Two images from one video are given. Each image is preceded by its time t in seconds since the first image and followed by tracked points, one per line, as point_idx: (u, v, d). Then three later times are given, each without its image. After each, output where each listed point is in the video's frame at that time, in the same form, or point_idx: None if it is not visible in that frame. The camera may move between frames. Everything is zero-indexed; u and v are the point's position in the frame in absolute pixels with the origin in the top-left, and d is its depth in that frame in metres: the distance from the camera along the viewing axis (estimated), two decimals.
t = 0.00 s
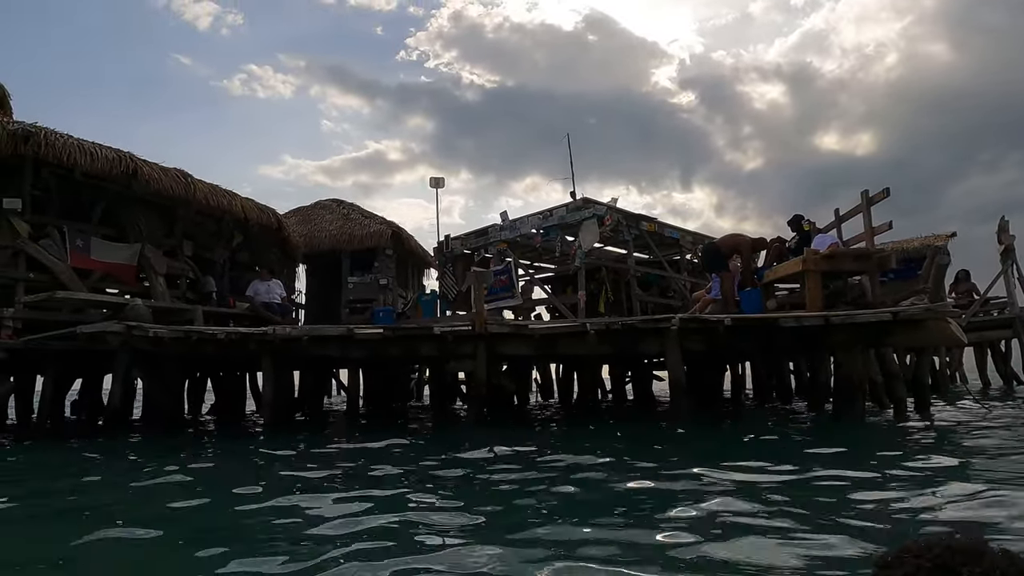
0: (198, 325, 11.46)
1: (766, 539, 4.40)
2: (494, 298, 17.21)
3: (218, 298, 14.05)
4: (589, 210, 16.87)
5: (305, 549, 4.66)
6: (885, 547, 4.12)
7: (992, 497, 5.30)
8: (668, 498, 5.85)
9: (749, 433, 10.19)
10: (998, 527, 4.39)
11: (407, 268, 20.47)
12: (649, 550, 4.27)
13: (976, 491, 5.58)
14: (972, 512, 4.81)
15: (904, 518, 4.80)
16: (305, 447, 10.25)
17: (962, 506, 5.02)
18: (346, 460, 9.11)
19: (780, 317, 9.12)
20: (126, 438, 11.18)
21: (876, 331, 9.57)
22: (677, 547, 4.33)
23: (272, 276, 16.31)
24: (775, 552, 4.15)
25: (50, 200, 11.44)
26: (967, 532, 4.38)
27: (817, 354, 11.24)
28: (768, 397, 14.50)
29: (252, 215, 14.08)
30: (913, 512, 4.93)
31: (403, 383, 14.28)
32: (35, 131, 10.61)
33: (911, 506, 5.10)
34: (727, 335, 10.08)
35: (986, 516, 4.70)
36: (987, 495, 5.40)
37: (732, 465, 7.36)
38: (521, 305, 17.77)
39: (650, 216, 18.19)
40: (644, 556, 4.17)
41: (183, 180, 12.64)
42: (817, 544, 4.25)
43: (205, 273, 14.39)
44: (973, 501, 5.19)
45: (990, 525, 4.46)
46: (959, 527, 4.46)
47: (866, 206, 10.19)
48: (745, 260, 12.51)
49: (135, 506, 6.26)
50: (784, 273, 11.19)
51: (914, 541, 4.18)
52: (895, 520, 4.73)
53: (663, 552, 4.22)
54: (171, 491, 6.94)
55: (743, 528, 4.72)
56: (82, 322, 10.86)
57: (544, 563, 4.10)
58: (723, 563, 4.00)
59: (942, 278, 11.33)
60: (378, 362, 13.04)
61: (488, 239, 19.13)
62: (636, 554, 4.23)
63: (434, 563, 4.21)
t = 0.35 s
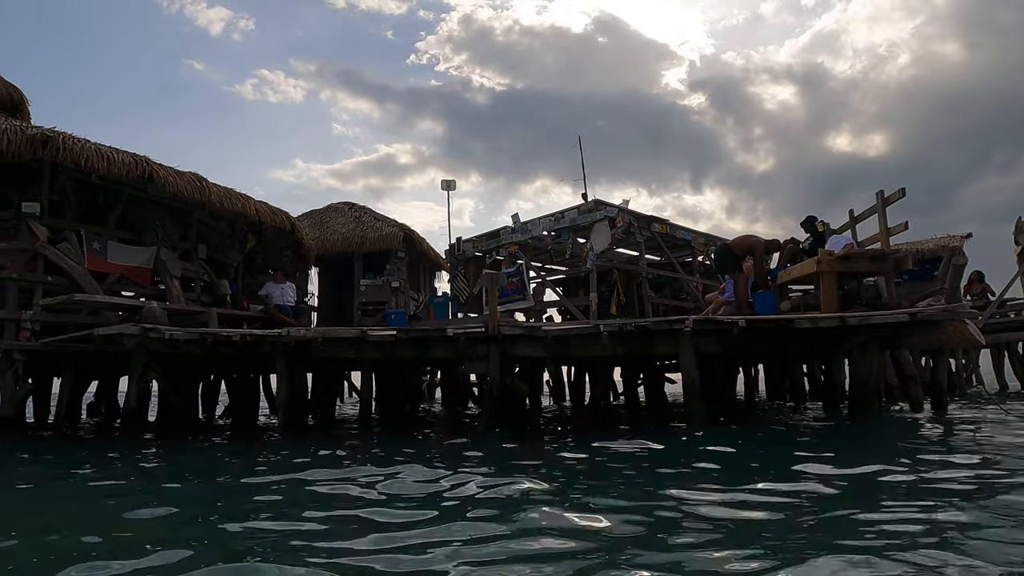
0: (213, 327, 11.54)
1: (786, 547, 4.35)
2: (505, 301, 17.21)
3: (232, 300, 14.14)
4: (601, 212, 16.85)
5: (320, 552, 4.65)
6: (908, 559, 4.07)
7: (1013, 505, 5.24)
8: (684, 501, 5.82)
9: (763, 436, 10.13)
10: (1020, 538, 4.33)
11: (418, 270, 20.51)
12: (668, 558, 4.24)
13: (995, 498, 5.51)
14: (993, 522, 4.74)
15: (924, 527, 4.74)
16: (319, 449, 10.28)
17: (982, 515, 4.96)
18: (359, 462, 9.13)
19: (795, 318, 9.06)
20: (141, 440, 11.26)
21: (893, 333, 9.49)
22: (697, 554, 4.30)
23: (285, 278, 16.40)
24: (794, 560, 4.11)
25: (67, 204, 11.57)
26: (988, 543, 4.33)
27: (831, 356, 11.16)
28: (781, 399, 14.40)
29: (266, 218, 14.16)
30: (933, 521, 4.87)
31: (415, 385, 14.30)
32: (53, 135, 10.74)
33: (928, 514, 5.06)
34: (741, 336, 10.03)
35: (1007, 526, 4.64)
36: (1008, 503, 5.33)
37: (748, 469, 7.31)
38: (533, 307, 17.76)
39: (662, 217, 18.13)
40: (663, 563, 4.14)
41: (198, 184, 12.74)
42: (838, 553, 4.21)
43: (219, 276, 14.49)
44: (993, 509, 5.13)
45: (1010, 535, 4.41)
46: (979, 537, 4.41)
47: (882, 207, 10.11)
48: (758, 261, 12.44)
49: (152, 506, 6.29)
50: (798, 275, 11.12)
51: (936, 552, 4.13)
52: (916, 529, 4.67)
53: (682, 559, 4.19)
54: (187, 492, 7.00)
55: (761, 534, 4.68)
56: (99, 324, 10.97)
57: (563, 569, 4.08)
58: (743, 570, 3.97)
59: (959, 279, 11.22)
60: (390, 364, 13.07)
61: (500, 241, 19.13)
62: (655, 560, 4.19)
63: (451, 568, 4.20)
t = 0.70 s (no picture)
0: (230, 328, 11.65)
1: (806, 548, 4.34)
2: (519, 302, 17.22)
3: (248, 301, 14.28)
4: (615, 214, 16.84)
5: (340, 551, 4.69)
6: (930, 560, 4.04)
7: None
8: (701, 503, 5.81)
9: (779, 438, 10.09)
10: None
11: (432, 271, 20.59)
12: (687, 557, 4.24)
13: (1016, 500, 5.48)
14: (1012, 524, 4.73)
15: (944, 529, 4.71)
16: (336, 450, 10.36)
17: (1002, 517, 4.94)
18: (375, 462, 9.18)
19: (811, 319, 9.02)
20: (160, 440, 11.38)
21: (911, 334, 9.42)
22: (717, 554, 4.30)
23: (301, 280, 16.53)
24: (814, 562, 4.10)
25: (88, 207, 11.75)
26: (1008, 545, 4.31)
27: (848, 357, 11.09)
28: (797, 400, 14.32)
29: (282, 220, 14.30)
30: (952, 522, 4.84)
31: (429, 386, 14.35)
32: (75, 139, 10.92)
33: (948, 516, 5.04)
34: (756, 338, 10.01)
35: None
36: None
37: (764, 471, 7.29)
38: (546, 308, 17.78)
39: (675, 218, 18.09)
40: (683, 562, 4.14)
41: (215, 187, 12.88)
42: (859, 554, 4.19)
43: (236, 278, 14.65)
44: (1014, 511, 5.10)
45: None
46: (999, 538, 4.39)
47: (899, 207, 10.05)
48: (773, 262, 12.37)
49: (173, 506, 6.37)
50: (813, 275, 11.07)
51: (958, 553, 4.12)
52: (936, 531, 4.64)
53: (701, 559, 4.21)
54: (207, 491, 7.09)
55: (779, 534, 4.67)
56: (119, 325, 11.11)
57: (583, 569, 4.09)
58: (764, 570, 3.96)
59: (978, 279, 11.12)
60: (405, 365, 13.15)
61: (513, 243, 19.17)
62: (674, 560, 4.20)
63: (471, 567, 4.22)
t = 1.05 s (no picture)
0: (247, 327, 11.78)
1: (822, 548, 4.33)
2: (532, 300, 17.23)
3: (265, 300, 14.42)
4: (628, 211, 16.80)
5: (358, 550, 4.71)
6: (948, 562, 4.00)
7: None
8: (716, 502, 5.79)
9: (795, 437, 10.04)
10: None
11: (445, 270, 20.64)
12: (704, 558, 4.22)
13: None
14: None
15: (960, 528, 4.66)
16: (352, 447, 10.45)
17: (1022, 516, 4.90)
18: (390, 460, 9.25)
19: (827, 317, 8.96)
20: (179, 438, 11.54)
21: (929, 332, 9.33)
22: (732, 556, 4.28)
23: (316, 279, 16.65)
24: (832, 562, 4.09)
25: (107, 208, 11.92)
26: None
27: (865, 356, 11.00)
28: (813, 399, 14.22)
29: (297, 220, 14.41)
30: (970, 522, 4.81)
31: (443, 384, 14.40)
32: (94, 141, 11.08)
33: (967, 515, 5.01)
34: (771, 335, 9.96)
35: None
36: None
37: (779, 469, 7.26)
38: (560, 306, 17.77)
39: (689, 216, 18.00)
40: (699, 563, 4.12)
41: (231, 187, 13.01)
42: (877, 555, 4.14)
43: (252, 277, 14.79)
44: None
45: None
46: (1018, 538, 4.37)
47: (916, 203, 9.95)
48: (788, 260, 12.28)
49: (193, 503, 6.45)
50: (829, 272, 10.99)
51: (977, 554, 4.10)
52: (954, 531, 4.60)
53: (718, 559, 4.21)
54: (226, 489, 7.18)
55: (795, 535, 4.64)
56: (138, 325, 11.26)
57: (599, 569, 4.10)
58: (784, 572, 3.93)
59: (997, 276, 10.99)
60: (419, 363, 13.22)
61: (527, 241, 19.18)
62: (691, 561, 4.18)
63: (488, 567, 4.23)
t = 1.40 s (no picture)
0: (264, 325, 11.91)
1: (836, 548, 4.28)
2: (547, 297, 17.23)
3: (282, 298, 14.56)
4: (644, 208, 16.73)
5: (371, 547, 4.74)
6: (966, 565, 3.92)
7: None
8: (730, 500, 5.76)
9: (812, 435, 9.95)
10: None
11: (461, 267, 20.70)
12: (716, 558, 4.19)
13: None
14: None
15: (978, 530, 4.58)
16: (368, 444, 10.54)
17: None
18: (406, 457, 9.30)
19: (844, 313, 8.86)
20: (198, 434, 11.70)
21: (949, 329, 9.20)
22: (745, 556, 4.25)
23: (332, 277, 16.78)
24: (843, 560, 4.08)
25: (127, 207, 12.11)
26: None
27: (884, 353, 10.87)
28: (831, 397, 14.07)
29: (314, 218, 14.52)
30: (985, 522, 4.76)
31: (459, 381, 14.45)
32: (114, 141, 11.25)
33: (982, 516, 4.95)
34: (788, 332, 9.87)
35: None
36: None
37: (795, 468, 7.21)
38: (575, 304, 17.75)
39: (706, 212, 17.87)
40: (709, 563, 4.11)
41: (249, 186, 13.14)
42: (892, 556, 4.08)
43: (270, 275, 14.95)
44: None
45: None
46: None
47: (936, 198, 9.80)
48: (807, 256, 12.14)
49: (212, 497, 6.57)
50: (847, 269, 10.87)
51: (989, 555, 4.06)
52: (972, 533, 4.52)
53: (726, 557, 4.22)
54: (243, 484, 7.30)
55: (810, 535, 4.60)
56: (158, 322, 11.42)
57: (610, 568, 4.09)
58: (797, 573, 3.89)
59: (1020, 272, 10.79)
60: (435, 361, 13.28)
61: (542, 238, 19.18)
62: (703, 562, 4.15)
63: (500, 565, 4.24)
